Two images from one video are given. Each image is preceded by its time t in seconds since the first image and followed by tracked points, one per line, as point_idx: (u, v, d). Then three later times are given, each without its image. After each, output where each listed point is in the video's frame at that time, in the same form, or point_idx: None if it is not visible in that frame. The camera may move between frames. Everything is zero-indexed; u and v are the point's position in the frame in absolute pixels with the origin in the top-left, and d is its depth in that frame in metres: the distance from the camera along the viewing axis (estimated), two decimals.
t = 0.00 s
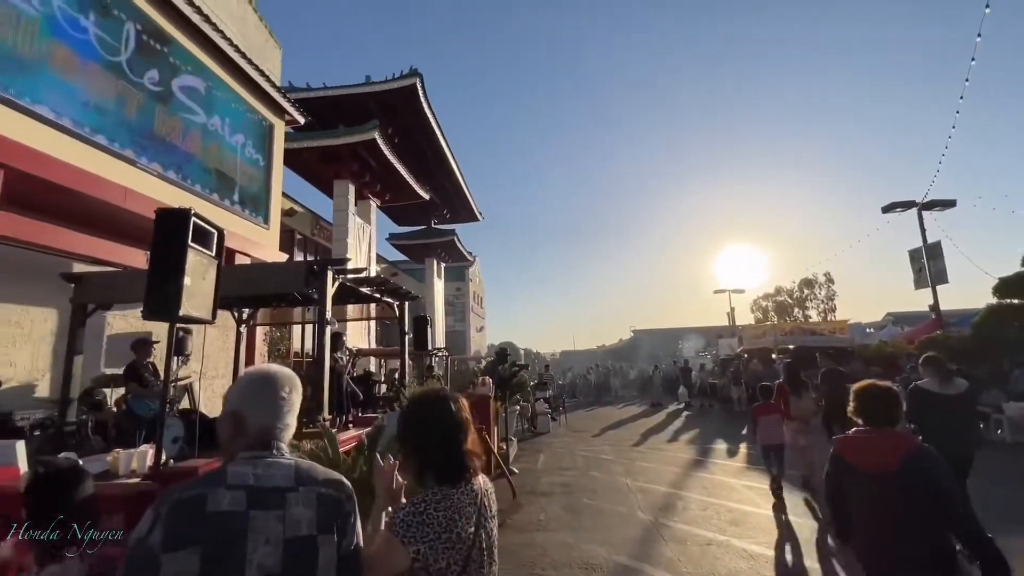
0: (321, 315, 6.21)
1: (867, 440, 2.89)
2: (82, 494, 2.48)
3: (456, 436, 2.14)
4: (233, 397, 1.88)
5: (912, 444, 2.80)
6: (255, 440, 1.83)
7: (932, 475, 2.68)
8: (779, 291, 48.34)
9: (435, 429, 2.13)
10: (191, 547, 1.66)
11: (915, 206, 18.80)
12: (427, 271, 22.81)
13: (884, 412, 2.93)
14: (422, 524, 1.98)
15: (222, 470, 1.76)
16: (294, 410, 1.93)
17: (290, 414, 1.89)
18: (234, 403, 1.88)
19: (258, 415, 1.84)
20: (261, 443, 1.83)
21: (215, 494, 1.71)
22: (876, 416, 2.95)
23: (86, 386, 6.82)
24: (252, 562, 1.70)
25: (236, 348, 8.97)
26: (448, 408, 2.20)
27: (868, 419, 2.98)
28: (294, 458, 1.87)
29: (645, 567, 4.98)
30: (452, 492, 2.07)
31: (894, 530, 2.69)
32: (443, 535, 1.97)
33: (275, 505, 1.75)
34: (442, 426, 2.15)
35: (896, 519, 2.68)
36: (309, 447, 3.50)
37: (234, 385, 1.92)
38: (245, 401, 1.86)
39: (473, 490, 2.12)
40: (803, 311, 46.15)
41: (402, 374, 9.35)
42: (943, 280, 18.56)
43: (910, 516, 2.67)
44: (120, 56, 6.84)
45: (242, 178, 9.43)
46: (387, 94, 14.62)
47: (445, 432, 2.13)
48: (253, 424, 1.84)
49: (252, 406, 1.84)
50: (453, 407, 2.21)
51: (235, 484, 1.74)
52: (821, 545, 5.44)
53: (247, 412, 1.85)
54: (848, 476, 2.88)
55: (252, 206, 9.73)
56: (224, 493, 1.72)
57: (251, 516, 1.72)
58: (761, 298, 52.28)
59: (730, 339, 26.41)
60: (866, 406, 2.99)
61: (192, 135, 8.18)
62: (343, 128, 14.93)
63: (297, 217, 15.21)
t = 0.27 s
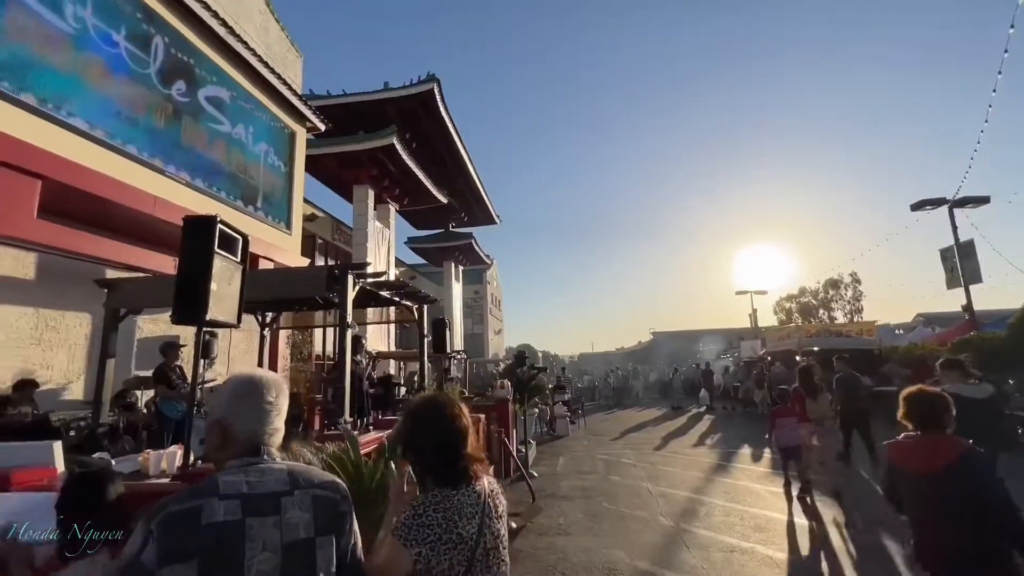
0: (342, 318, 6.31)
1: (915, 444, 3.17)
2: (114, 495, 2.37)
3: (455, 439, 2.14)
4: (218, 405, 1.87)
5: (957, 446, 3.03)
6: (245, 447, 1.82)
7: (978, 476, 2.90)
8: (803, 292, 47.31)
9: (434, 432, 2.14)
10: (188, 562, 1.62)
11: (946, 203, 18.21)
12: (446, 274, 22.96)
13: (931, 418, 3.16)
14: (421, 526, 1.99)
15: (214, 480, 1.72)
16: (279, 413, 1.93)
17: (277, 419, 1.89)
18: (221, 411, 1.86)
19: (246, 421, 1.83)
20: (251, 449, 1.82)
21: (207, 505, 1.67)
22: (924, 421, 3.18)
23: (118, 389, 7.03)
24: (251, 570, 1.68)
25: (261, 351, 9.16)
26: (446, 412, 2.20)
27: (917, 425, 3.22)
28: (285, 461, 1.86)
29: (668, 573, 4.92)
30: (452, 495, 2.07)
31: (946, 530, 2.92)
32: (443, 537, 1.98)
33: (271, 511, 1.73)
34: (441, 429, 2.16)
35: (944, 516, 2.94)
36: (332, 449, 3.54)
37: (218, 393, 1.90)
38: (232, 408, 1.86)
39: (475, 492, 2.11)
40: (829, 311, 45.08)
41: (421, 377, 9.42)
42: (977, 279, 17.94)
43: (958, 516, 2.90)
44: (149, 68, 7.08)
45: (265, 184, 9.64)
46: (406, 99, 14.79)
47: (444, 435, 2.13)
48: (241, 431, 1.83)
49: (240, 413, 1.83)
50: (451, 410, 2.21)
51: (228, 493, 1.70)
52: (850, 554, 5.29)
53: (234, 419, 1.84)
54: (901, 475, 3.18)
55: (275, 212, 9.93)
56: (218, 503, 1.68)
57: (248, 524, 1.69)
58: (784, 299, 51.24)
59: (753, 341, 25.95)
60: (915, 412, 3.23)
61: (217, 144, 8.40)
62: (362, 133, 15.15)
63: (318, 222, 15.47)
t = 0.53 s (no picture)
0: (361, 321, 6.38)
1: (955, 438, 3.17)
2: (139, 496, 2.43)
3: (465, 433, 2.15)
4: (199, 411, 1.85)
5: (1001, 442, 3.05)
6: (230, 453, 1.81)
7: None
8: (827, 292, 46.23)
9: (444, 428, 2.15)
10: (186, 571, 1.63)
11: (979, 200, 17.57)
12: (463, 276, 23.07)
13: (975, 414, 3.16)
14: (438, 519, 1.99)
15: (203, 488, 1.72)
16: (262, 416, 1.90)
17: (261, 421, 1.87)
18: (202, 417, 1.84)
19: (229, 426, 1.81)
20: (236, 454, 1.81)
21: (199, 513, 1.68)
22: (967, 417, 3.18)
23: (147, 389, 7.24)
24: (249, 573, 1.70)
25: (282, 353, 9.32)
26: (454, 408, 2.21)
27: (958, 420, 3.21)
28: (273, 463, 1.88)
29: None
30: (465, 489, 2.08)
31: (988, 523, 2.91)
32: (459, 529, 1.99)
33: (265, 513, 1.76)
34: (449, 424, 2.17)
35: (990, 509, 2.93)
36: (354, 449, 3.57)
37: (197, 400, 1.88)
38: (213, 412, 1.82)
39: (488, 488, 2.14)
40: (854, 312, 43.97)
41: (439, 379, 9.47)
42: (1012, 279, 17.29)
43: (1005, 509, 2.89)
44: (176, 78, 7.29)
45: (287, 189, 9.84)
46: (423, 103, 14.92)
47: (453, 430, 2.14)
48: (225, 436, 1.80)
49: (222, 418, 1.81)
50: (460, 406, 2.21)
51: (220, 500, 1.71)
52: (879, 561, 5.15)
53: (216, 424, 1.81)
54: (940, 469, 3.16)
55: (297, 216, 10.13)
56: (211, 510, 1.69)
57: (243, 528, 1.71)
58: (807, 300, 50.17)
59: (775, 342, 25.46)
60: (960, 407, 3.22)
61: (241, 150, 8.61)
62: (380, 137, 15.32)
63: (338, 225, 15.70)
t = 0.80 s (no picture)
0: (380, 322, 6.45)
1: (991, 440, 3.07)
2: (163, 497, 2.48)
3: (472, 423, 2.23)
4: (186, 416, 1.82)
5: None
6: (220, 456, 1.77)
7: None
8: (852, 292, 45.13)
9: (450, 420, 2.23)
10: None
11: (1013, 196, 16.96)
12: (480, 277, 23.16)
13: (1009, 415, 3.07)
14: (468, 505, 2.05)
15: (197, 492, 1.67)
16: (253, 417, 1.88)
17: (247, 423, 1.83)
18: (189, 421, 1.81)
19: (215, 430, 1.78)
20: (227, 457, 1.78)
21: (196, 517, 1.62)
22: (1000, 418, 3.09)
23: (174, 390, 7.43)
24: None
25: (303, 354, 9.47)
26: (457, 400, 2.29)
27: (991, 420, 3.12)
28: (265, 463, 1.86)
29: None
30: (480, 475, 2.16)
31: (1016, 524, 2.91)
32: (486, 513, 2.04)
33: (263, 513, 1.72)
34: (455, 416, 2.25)
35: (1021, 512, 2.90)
36: (374, 449, 3.57)
37: (185, 404, 1.84)
38: (200, 416, 1.80)
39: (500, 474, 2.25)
40: (880, 312, 42.84)
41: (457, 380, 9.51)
42: None
43: None
44: (200, 85, 7.47)
45: (307, 192, 10.00)
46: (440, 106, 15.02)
47: (460, 421, 2.22)
48: (213, 440, 1.78)
49: (208, 423, 1.78)
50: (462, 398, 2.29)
51: (216, 503, 1.66)
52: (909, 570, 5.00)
53: (204, 428, 1.79)
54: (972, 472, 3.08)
55: (317, 219, 10.29)
56: (207, 513, 1.64)
57: (241, 531, 1.67)
58: (831, 300, 49.04)
59: (797, 343, 24.97)
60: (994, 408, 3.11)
61: (262, 155, 8.77)
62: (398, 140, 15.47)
63: (357, 228, 15.90)
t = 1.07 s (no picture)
0: (398, 323, 6.51)
1: None
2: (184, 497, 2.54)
3: (479, 426, 2.36)
4: (197, 417, 1.87)
5: None
6: (229, 456, 1.82)
7: None
8: (878, 291, 43.98)
9: (459, 426, 2.35)
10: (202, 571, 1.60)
11: None
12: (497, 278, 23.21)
13: None
14: (492, 504, 2.17)
15: (207, 492, 1.70)
16: (259, 419, 1.93)
17: (252, 425, 1.87)
18: (199, 423, 1.87)
19: (222, 431, 1.83)
20: (235, 457, 1.82)
21: (208, 516, 1.65)
22: None
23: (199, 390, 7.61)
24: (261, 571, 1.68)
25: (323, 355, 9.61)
26: (462, 406, 2.40)
27: None
28: (272, 462, 1.90)
29: None
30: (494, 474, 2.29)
31: None
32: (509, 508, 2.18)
33: (272, 510, 1.75)
34: (463, 422, 2.36)
35: None
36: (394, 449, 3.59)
37: (196, 409, 1.89)
38: (208, 419, 1.85)
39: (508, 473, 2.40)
40: (908, 313, 41.64)
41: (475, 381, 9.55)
42: None
43: None
44: (224, 93, 7.65)
45: (326, 196, 10.16)
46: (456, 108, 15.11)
47: (470, 426, 2.34)
48: (220, 441, 1.83)
49: (215, 425, 1.83)
50: (466, 404, 2.41)
51: (226, 501, 1.69)
52: None
53: (212, 431, 1.84)
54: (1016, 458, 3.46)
55: (336, 222, 10.44)
56: (219, 511, 1.67)
57: (251, 528, 1.69)
58: (856, 300, 47.83)
59: (820, 345, 24.42)
60: None
61: (283, 159, 8.94)
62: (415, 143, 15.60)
63: (375, 230, 16.08)
